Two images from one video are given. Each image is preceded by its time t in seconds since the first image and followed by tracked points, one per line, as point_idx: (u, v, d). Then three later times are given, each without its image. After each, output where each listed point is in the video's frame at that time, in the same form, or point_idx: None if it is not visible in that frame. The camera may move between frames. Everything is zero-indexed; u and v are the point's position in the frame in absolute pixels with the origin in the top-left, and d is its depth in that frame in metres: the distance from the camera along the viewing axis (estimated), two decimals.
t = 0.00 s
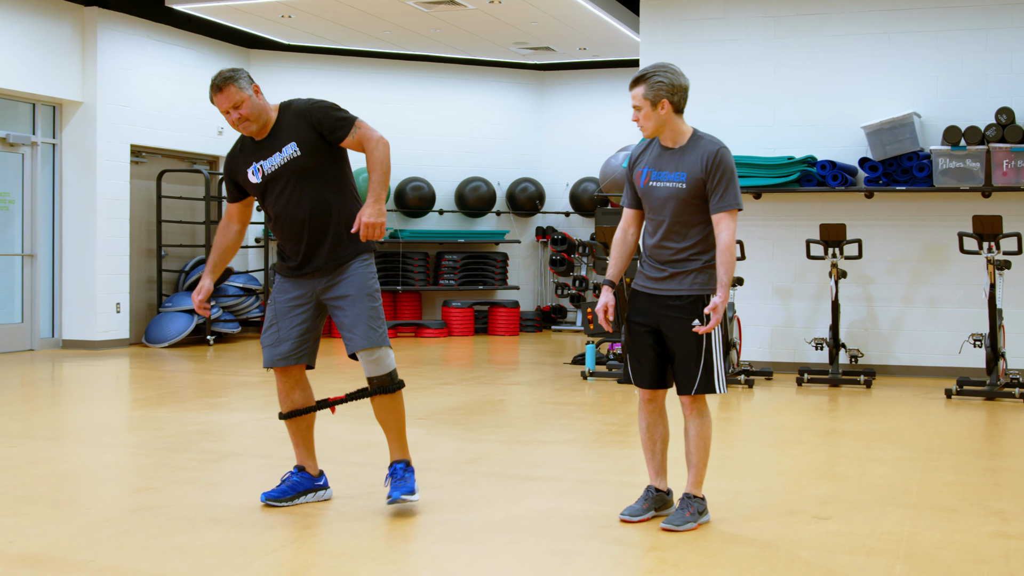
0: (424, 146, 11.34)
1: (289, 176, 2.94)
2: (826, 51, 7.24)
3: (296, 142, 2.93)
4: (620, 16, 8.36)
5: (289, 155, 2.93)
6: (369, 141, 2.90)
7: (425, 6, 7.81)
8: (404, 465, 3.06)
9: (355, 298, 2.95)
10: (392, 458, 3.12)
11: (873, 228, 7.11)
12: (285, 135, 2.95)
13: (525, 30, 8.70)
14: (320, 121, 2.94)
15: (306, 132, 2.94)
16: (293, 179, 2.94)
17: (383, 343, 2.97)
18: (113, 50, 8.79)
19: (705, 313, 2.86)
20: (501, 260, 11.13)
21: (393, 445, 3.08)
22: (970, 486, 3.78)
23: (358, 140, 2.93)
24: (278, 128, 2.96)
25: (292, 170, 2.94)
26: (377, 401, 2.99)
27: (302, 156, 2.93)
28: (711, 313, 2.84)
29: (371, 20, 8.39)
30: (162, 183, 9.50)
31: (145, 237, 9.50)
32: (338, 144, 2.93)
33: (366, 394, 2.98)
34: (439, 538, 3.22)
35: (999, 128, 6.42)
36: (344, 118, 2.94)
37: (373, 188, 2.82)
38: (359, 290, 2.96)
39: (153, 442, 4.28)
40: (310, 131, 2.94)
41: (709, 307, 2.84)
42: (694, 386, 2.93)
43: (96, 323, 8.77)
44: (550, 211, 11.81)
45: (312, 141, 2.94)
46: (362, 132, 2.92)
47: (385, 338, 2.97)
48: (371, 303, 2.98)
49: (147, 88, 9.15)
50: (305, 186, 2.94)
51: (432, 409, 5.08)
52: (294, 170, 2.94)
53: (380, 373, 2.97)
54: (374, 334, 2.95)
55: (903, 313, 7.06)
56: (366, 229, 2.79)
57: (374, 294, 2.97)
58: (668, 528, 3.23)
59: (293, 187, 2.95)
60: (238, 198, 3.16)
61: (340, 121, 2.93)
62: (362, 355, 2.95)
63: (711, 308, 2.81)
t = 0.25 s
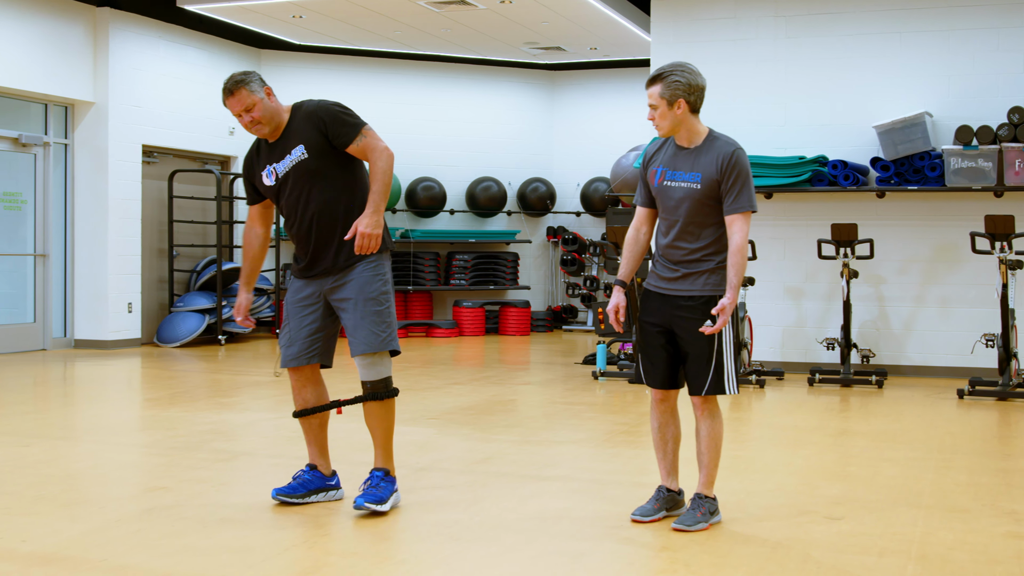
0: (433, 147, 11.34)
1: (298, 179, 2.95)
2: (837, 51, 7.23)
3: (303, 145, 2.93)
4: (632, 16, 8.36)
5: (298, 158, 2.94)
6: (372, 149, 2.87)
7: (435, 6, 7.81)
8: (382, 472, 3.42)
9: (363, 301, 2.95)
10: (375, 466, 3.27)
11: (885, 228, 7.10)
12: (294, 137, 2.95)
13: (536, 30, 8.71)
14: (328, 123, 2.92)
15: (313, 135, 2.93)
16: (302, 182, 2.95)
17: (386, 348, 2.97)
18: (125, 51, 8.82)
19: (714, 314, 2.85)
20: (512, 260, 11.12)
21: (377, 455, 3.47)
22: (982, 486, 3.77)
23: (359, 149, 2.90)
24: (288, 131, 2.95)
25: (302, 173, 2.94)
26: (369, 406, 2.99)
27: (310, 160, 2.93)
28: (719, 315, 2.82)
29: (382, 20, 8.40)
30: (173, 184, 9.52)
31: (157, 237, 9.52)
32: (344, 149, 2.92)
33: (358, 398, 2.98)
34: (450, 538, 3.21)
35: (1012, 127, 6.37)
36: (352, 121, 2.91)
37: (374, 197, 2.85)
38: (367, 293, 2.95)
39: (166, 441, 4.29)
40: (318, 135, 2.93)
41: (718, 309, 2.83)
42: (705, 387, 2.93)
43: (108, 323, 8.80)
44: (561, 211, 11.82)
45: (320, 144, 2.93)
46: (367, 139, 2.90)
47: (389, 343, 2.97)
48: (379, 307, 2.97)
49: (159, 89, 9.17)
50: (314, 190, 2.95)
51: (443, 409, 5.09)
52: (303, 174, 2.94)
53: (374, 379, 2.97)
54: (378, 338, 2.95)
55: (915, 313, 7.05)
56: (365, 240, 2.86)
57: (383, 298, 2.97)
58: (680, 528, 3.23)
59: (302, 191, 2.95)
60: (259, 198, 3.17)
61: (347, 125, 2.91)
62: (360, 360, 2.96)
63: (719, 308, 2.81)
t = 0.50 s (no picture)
0: (443, 147, 11.34)
1: (315, 183, 2.95)
2: (851, 50, 7.21)
3: (322, 148, 2.92)
4: (644, 16, 8.35)
5: (317, 161, 2.93)
6: (384, 168, 2.88)
7: (448, 6, 7.81)
8: (388, 474, 3.44)
9: (378, 306, 2.96)
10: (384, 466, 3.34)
11: (899, 227, 7.08)
12: (315, 140, 2.94)
13: (548, 30, 8.71)
14: (350, 130, 2.91)
15: (333, 140, 2.92)
16: (318, 186, 2.95)
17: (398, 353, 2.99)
18: (138, 51, 8.85)
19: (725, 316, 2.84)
20: (524, 260, 11.11)
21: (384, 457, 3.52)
22: (996, 487, 3.76)
23: (373, 163, 2.89)
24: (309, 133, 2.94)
25: (320, 176, 2.94)
26: (377, 410, 3.00)
27: (327, 164, 2.93)
28: (732, 317, 2.82)
29: (394, 20, 8.40)
30: (186, 184, 9.53)
31: (170, 237, 9.54)
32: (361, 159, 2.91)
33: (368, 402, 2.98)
34: (463, 538, 3.21)
35: None
36: (372, 133, 2.90)
37: (367, 221, 2.86)
38: (382, 299, 2.97)
39: (178, 441, 4.29)
40: (338, 141, 2.92)
41: (730, 310, 2.82)
42: (718, 388, 2.92)
43: (122, 323, 8.82)
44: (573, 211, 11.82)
45: (340, 149, 2.92)
46: (381, 155, 2.89)
47: (403, 349, 2.98)
48: (394, 312, 2.98)
49: (173, 90, 9.20)
50: (330, 196, 2.95)
51: (455, 409, 5.08)
52: (320, 178, 2.94)
53: (384, 383, 2.99)
54: (391, 344, 2.96)
55: (928, 313, 7.03)
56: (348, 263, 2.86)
57: (398, 304, 2.98)
58: (693, 529, 3.22)
59: (319, 195, 2.96)
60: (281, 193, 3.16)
61: (367, 135, 2.90)
62: (371, 364, 2.97)
63: (731, 310, 2.80)
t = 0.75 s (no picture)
0: (454, 148, 11.33)
1: (342, 187, 2.95)
2: (865, 50, 7.19)
3: (353, 154, 2.91)
4: (657, 16, 8.34)
5: (346, 166, 2.92)
6: (406, 185, 2.89)
7: (461, 7, 7.82)
8: (402, 475, 3.43)
9: (392, 308, 2.97)
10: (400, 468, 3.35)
11: (913, 228, 7.06)
12: (346, 143, 2.92)
13: (561, 30, 8.71)
14: (382, 140, 2.89)
15: (363, 146, 2.90)
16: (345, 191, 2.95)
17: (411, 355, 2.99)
18: (153, 52, 8.87)
19: (740, 318, 2.85)
20: (537, 261, 11.10)
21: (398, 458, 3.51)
22: (1012, 488, 3.74)
23: (397, 178, 2.89)
24: (341, 135, 2.92)
25: (347, 181, 2.94)
26: (392, 410, 3.00)
27: (355, 171, 2.92)
28: (747, 319, 2.83)
29: (407, 21, 8.42)
30: (201, 184, 9.55)
31: (184, 237, 9.56)
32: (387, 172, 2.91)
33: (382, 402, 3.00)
34: (477, 538, 3.21)
35: None
36: (405, 148, 2.90)
37: (376, 238, 2.86)
38: (397, 302, 2.97)
39: (193, 441, 4.30)
40: (368, 149, 2.90)
41: (745, 312, 2.82)
42: (732, 389, 2.91)
43: (137, 323, 8.85)
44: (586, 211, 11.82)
45: (370, 157, 2.91)
46: (406, 172, 2.89)
47: (416, 351, 2.98)
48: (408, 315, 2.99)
49: (187, 90, 9.22)
50: (352, 201, 2.95)
51: (469, 410, 5.08)
52: (347, 184, 2.94)
53: (398, 384, 3.00)
54: (405, 346, 2.97)
55: (943, 314, 7.01)
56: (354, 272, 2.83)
57: (412, 307, 2.98)
58: (707, 529, 3.22)
59: (343, 198, 2.96)
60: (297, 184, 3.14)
61: (400, 148, 2.90)
62: (384, 365, 2.98)
63: (747, 312, 2.81)
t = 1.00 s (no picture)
0: (464, 147, 11.33)
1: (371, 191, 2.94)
2: (878, 50, 7.18)
3: (389, 163, 2.91)
4: (670, 16, 8.33)
5: (380, 173, 2.92)
6: (432, 204, 2.90)
7: (475, 7, 7.81)
8: (417, 475, 3.43)
9: (410, 311, 2.99)
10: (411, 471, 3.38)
11: (926, 228, 7.04)
12: (384, 150, 2.91)
13: (574, 30, 8.70)
14: (420, 156, 2.90)
15: (400, 158, 2.90)
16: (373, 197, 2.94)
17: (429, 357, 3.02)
18: (167, 54, 8.89)
19: (753, 320, 2.85)
20: (550, 261, 11.11)
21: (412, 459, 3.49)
22: None
23: (424, 196, 2.90)
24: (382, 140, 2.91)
25: (377, 187, 2.93)
26: (408, 413, 3.03)
27: (388, 180, 2.92)
28: (760, 320, 2.83)
29: (420, 21, 8.42)
30: (214, 185, 9.57)
31: (198, 237, 9.57)
32: (417, 188, 2.91)
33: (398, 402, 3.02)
34: (490, 539, 3.21)
35: None
36: (441, 169, 2.91)
37: (386, 242, 2.87)
38: (414, 305, 3.00)
39: (207, 441, 4.31)
40: (406, 162, 2.91)
41: (759, 314, 2.83)
42: (745, 389, 2.91)
43: (150, 323, 8.88)
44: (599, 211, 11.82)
45: (406, 170, 2.91)
46: (433, 192, 2.90)
47: (435, 353, 3.02)
48: (424, 318, 3.01)
49: (202, 91, 9.24)
50: (377, 206, 2.95)
51: (482, 410, 5.08)
52: (376, 190, 2.93)
53: (415, 385, 3.02)
54: (423, 349, 2.99)
55: (957, 314, 6.99)
56: (345, 262, 2.88)
57: (428, 310, 3.01)
58: (719, 530, 3.21)
59: (369, 202, 2.95)
60: (320, 173, 3.09)
61: (437, 169, 2.91)
62: (400, 369, 3.00)
63: (760, 314, 2.81)
